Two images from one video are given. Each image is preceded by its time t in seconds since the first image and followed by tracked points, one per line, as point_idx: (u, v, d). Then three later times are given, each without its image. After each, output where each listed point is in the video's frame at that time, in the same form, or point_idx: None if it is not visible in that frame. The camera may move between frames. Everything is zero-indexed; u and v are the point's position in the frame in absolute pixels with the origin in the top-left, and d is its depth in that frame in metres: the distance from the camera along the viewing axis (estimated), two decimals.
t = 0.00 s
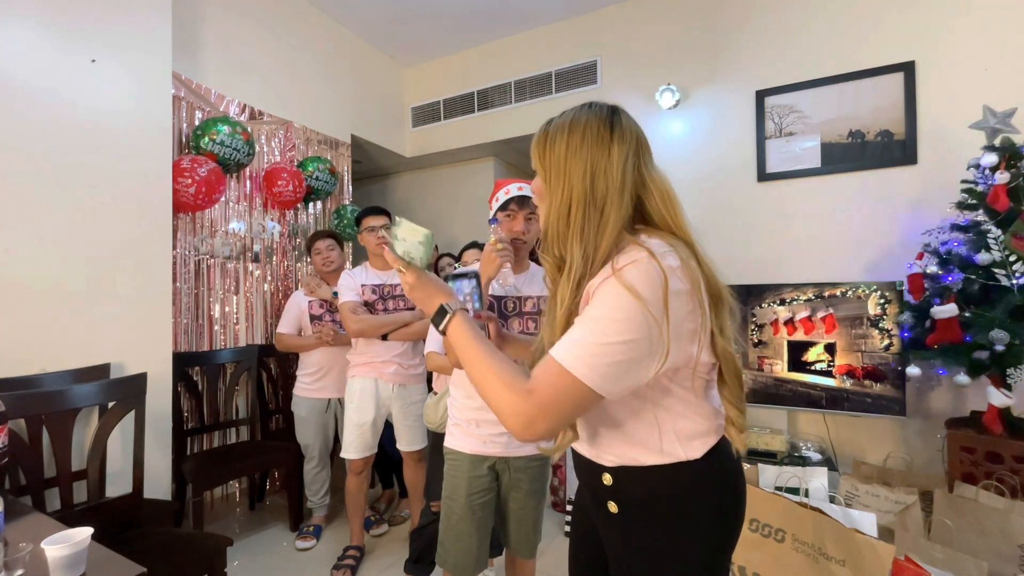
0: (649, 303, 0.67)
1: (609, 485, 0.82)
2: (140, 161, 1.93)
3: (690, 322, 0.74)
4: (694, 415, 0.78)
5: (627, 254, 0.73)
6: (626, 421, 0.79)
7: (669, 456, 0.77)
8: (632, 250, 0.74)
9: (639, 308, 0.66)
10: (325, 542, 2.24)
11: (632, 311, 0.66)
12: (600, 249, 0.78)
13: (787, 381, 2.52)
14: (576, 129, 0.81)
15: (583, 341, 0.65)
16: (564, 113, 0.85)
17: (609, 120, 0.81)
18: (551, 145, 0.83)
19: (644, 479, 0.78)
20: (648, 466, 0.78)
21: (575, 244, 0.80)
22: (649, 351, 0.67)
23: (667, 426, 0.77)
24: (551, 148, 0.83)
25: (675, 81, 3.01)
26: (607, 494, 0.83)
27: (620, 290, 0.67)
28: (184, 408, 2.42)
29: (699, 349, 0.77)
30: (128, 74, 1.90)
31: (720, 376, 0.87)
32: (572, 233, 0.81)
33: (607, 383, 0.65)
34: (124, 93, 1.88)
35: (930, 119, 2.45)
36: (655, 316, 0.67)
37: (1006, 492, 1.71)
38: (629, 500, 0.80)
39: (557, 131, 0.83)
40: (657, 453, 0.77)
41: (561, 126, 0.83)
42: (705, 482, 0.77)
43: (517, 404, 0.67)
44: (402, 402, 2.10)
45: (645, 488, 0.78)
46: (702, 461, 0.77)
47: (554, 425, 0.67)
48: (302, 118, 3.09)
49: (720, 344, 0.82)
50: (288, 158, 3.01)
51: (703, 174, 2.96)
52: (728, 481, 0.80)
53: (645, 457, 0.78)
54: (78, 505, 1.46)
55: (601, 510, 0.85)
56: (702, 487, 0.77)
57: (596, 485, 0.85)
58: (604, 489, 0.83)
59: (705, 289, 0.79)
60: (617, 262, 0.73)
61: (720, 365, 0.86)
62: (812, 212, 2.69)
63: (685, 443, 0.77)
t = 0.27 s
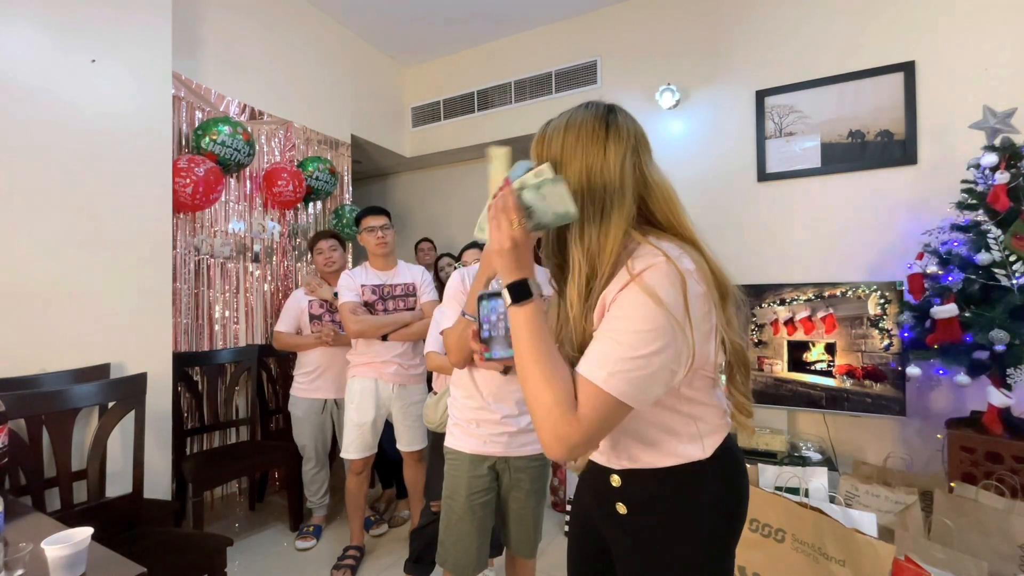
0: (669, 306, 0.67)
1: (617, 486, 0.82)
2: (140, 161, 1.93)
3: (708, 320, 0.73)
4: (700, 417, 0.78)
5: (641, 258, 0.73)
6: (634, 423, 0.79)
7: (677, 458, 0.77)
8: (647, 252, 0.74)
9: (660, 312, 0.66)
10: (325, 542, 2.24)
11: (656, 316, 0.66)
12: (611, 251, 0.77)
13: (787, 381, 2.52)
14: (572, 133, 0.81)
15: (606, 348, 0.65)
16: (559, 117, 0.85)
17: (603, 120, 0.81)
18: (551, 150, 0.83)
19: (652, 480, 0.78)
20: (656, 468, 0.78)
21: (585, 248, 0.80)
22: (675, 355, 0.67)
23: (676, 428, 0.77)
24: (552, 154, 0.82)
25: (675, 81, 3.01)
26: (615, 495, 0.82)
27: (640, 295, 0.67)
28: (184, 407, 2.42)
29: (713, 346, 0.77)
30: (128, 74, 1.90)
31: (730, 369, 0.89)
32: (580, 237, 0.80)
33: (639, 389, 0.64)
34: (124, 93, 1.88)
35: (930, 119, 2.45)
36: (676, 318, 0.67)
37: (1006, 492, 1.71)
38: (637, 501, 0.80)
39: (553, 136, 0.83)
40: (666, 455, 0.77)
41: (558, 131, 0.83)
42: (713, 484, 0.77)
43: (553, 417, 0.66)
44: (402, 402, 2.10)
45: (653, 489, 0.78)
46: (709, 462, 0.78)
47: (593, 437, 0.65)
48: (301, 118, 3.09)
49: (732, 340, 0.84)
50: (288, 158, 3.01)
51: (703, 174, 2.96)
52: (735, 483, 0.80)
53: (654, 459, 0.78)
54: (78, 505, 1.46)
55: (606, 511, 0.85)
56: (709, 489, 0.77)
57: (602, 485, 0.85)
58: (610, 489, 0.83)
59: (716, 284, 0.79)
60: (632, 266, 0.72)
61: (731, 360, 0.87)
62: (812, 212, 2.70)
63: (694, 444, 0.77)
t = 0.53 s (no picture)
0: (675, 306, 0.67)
1: (619, 486, 0.82)
2: (140, 161, 1.93)
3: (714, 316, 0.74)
4: (703, 418, 0.78)
5: (645, 259, 0.73)
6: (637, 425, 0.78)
7: (681, 459, 0.77)
8: (651, 254, 0.73)
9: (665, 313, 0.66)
10: (325, 542, 2.24)
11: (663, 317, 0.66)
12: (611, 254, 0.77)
13: (787, 381, 2.53)
14: (563, 138, 0.81)
15: (612, 350, 0.64)
16: (549, 124, 0.85)
17: (593, 124, 0.81)
18: (542, 159, 0.83)
19: (656, 482, 0.78)
20: (660, 468, 0.78)
21: (586, 251, 0.79)
22: (681, 355, 0.67)
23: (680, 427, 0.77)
24: (543, 161, 0.82)
25: (675, 81, 3.01)
26: (617, 494, 0.82)
27: (646, 297, 0.67)
28: (184, 408, 2.42)
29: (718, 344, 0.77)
30: (128, 74, 1.90)
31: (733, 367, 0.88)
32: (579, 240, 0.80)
33: (647, 389, 0.64)
34: (124, 93, 1.88)
35: (930, 119, 2.45)
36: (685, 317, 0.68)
37: (1006, 492, 1.71)
38: (639, 500, 0.80)
39: (543, 144, 0.83)
40: (669, 456, 0.77)
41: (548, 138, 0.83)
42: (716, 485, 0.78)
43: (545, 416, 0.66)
44: (402, 402, 2.10)
45: (654, 491, 0.78)
46: (712, 462, 0.78)
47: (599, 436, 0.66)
48: (301, 118, 3.09)
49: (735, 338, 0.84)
50: (288, 158, 3.01)
51: (703, 174, 2.96)
52: (736, 486, 0.80)
53: (658, 460, 0.78)
54: (78, 505, 1.46)
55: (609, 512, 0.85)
56: (711, 491, 0.77)
57: (604, 486, 0.85)
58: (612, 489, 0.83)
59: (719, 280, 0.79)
60: (635, 269, 0.72)
61: (733, 359, 0.87)
62: (812, 212, 2.70)
63: (698, 445, 0.77)
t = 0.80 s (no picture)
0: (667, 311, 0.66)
1: (620, 484, 0.82)
2: (140, 161, 1.93)
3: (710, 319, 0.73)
4: (703, 420, 0.78)
5: (638, 264, 0.73)
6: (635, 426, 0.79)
7: (682, 459, 0.77)
8: (643, 258, 0.74)
9: (658, 317, 0.66)
10: (326, 542, 2.25)
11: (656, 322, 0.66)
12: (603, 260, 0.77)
13: (787, 381, 2.52)
14: (553, 144, 0.81)
15: (608, 357, 0.65)
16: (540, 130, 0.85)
17: (584, 129, 0.81)
18: (534, 166, 0.83)
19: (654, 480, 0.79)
20: (660, 468, 0.78)
21: (578, 256, 0.80)
22: (676, 358, 0.67)
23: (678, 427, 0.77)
24: (535, 169, 0.82)
25: (675, 80, 3.01)
26: (618, 492, 0.83)
27: (638, 302, 0.67)
28: (184, 408, 2.42)
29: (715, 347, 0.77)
30: (128, 74, 1.90)
31: (732, 367, 0.89)
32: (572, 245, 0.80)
33: (643, 394, 0.64)
34: (124, 92, 1.88)
35: (930, 119, 2.45)
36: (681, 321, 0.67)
37: (1006, 492, 1.71)
38: (639, 498, 0.80)
39: (535, 151, 0.83)
40: (668, 456, 0.78)
41: (540, 145, 0.83)
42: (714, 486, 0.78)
43: (548, 425, 0.66)
44: (402, 402, 2.10)
45: (653, 490, 0.79)
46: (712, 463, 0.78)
47: (600, 442, 0.66)
48: (301, 118, 3.09)
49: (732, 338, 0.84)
50: (288, 158, 3.01)
51: (703, 174, 2.96)
52: (738, 486, 0.79)
53: (657, 460, 0.78)
54: (78, 505, 1.46)
55: (609, 510, 0.86)
56: (710, 492, 0.77)
57: (605, 486, 0.86)
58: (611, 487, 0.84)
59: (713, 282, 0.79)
60: (628, 274, 0.72)
61: (732, 360, 0.87)
62: (812, 211, 2.69)
63: (698, 446, 0.77)
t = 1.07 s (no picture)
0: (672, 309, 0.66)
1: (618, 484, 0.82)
2: (141, 161, 1.93)
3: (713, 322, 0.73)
4: (702, 422, 0.78)
5: (640, 262, 0.73)
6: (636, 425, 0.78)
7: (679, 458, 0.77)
8: (645, 256, 0.74)
9: (662, 315, 0.65)
10: (326, 542, 2.25)
11: (660, 320, 0.65)
12: (607, 256, 0.77)
13: (787, 381, 2.52)
14: (564, 141, 0.81)
15: (625, 355, 0.65)
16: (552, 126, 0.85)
17: (595, 128, 0.81)
18: (544, 161, 0.83)
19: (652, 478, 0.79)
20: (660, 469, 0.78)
21: (582, 254, 0.79)
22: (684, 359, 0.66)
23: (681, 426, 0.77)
24: (545, 163, 0.83)
25: (675, 80, 3.01)
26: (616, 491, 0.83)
27: (644, 300, 0.67)
28: (184, 408, 2.42)
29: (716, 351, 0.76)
30: (127, 74, 1.90)
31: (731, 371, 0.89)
32: (576, 244, 0.80)
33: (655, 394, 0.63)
34: (124, 92, 1.88)
35: (929, 119, 2.45)
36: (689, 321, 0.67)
37: (1006, 492, 1.71)
38: (637, 497, 0.80)
39: (545, 146, 0.83)
40: (668, 457, 0.77)
41: (550, 140, 0.83)
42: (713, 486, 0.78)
43: (595, 452, 0.64)
44: (402, 402, 2.10)
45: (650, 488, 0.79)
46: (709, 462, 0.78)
47: (646, 463, 0.64)
48: (301, 118, 3.10)
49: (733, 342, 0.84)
50: (288, 158, 3.01)
51: (703, 173, 2.96)
52: (736, 487, 0.79)
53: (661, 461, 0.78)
54: (78, 505, 1.46)
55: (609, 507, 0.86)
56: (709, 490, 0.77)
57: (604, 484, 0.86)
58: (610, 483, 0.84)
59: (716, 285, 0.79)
60: (631, 271, 0.72)
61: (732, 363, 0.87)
62: (811, 211, 2.69)
63: (695, 447, 0.77)
